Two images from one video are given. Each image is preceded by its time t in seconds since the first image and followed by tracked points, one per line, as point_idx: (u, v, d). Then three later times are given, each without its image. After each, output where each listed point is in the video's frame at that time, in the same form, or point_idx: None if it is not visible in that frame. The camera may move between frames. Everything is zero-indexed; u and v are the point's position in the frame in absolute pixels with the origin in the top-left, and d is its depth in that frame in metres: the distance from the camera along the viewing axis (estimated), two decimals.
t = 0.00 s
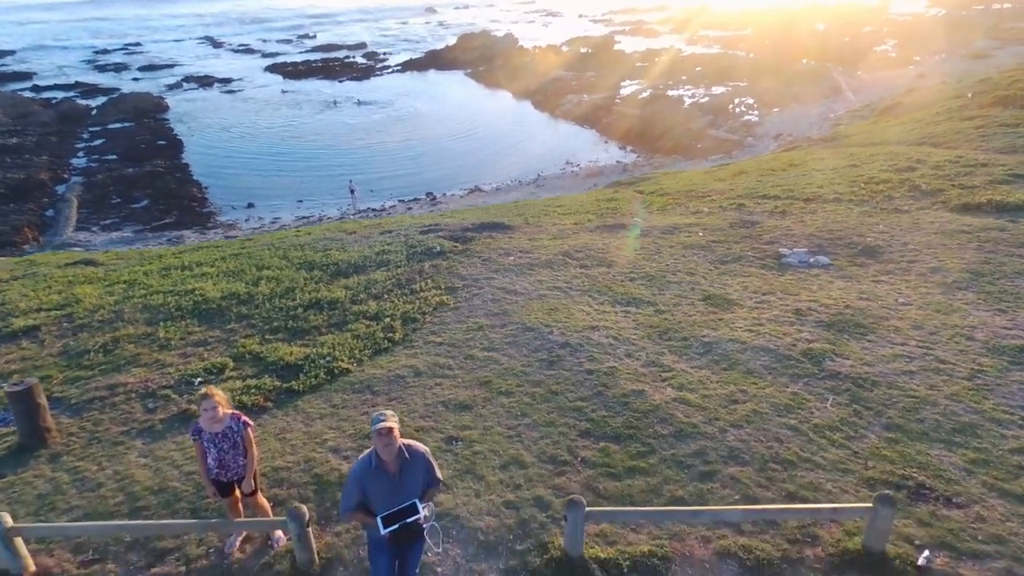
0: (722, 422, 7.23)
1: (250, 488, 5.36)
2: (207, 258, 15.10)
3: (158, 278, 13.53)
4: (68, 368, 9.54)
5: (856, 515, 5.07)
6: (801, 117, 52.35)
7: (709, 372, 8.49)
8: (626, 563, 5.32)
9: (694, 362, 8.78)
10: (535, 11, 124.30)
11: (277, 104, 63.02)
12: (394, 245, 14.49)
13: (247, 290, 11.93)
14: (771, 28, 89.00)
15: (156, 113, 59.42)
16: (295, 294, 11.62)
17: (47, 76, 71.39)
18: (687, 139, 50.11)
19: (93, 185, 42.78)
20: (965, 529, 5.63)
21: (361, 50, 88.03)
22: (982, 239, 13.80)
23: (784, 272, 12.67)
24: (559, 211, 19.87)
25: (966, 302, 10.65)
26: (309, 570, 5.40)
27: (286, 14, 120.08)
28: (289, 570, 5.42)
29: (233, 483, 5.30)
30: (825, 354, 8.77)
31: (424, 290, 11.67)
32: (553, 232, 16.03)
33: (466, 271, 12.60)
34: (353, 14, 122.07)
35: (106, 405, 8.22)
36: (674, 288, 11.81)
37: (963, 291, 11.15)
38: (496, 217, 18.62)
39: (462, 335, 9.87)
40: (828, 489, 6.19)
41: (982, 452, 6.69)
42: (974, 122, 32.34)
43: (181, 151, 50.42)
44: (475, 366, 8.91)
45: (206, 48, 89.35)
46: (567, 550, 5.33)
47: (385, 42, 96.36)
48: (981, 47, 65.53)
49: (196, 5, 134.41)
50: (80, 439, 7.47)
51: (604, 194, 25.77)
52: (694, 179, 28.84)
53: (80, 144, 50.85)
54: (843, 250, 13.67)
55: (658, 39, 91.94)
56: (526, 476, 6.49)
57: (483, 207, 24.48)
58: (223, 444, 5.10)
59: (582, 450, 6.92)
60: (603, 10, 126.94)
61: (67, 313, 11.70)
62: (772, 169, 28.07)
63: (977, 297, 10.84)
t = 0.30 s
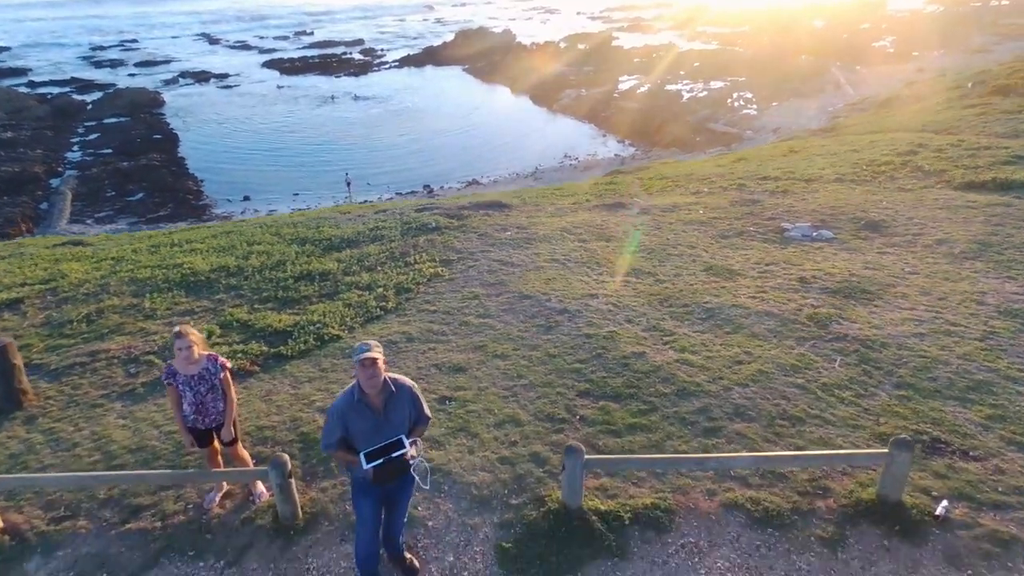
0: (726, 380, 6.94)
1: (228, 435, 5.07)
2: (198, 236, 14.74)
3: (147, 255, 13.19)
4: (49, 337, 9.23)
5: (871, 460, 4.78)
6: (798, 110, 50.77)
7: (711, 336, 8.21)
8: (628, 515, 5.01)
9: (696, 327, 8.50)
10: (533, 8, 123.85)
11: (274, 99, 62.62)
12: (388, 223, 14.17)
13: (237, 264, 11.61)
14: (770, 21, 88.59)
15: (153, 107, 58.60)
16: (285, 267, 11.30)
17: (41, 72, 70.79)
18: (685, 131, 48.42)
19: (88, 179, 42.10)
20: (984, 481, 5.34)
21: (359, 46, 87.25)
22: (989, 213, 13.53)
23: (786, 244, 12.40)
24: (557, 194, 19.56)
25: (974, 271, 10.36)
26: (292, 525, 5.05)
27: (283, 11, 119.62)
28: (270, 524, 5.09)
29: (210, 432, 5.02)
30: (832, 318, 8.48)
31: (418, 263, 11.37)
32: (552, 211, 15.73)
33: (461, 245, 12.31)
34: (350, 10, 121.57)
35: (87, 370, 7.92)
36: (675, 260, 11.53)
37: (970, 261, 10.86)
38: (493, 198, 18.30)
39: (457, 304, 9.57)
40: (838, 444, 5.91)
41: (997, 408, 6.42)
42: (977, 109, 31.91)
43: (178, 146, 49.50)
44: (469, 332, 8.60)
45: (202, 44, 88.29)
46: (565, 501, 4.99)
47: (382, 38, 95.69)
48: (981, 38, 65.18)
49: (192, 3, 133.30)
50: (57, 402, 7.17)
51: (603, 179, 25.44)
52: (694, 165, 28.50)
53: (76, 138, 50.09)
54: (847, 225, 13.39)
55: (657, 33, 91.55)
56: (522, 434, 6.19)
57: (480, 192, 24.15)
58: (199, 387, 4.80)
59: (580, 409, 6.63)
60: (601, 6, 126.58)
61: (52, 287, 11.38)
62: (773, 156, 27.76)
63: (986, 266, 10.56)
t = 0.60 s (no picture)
0: (730, 341, 6.71)
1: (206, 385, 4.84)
2: (189, 216, 14.40)
3: (136, 233, 12.88)
4: (31, 308, 8.95)
5: (884, 405, 4.54)
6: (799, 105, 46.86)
7: (713, 301, 7.96)
8: (629, 467, 4.74)
9: (698, 293, 8.25)
10: (529, 6, 123.36)
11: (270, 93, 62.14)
12: (383, 202, 13.84)
13: (226, 240, 11.30)
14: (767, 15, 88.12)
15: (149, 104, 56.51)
16: (276, 241, 11.02)
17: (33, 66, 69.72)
18: (684, 124, 44.64)
19: (83, 171, 39.11)
20: (1002, 433, 5.09)
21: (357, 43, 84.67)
22: (995, 190, 13.24)
23: (788, 220, 12.16)
24: (555, 178, 19.22)
25: (982, 242, 10.09)
26: (275, 479, 4.80)
27: (278, 7, 118.61)
28: (251, 478, 4.83)
29: (187, 380, 4.77)
30: (838, 284, 8.22)
31: (412, 237, 11.10)
32: (550, 191, 15.44)
33: (457, 221, 12.06)
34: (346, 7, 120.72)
35: (69, 337, 7.64)
36: (676, 234, 11.27)
37: (978, 233, 10.57)
38: (489, 181, 17.96)
39: (452, 275, 9.29)
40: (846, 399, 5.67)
41: (1013, 365, 6.17)
42: (972, 100, 31.32)
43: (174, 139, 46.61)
44: (463, 300, 8.32)
45: (199, 42, 85.97)
46: (562, 454, 4.75)
47: (378, 33, 95.04)
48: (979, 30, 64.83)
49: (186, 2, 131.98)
50: (36, 366, 6.92)
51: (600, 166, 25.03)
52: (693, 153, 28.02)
53: (71, 132, 47.66)
54: (850, 202, 13.12)
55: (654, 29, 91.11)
56: (518, 392, 5.93)
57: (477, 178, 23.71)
58: (176, 329, 4.56)
59: (578, 369, 6.38)
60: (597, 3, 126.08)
61: (37, 263, 11.09)
62: (774, 143, 27.31)
63: (993, 238, 10.31)
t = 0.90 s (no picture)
0: (734, 299, 6.47)
1: (184, 328, 4.59)
2: (179, 196, 14.03)
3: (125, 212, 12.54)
4: (12, 278, 8.64)
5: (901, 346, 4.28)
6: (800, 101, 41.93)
7: (716, 265, 7.71)
8: (630, 416, 4.47)
9: (700, 258, 7.99)
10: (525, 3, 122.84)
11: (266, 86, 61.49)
12: (377, 181, 13.52)
13: (216, 215, 10.97)
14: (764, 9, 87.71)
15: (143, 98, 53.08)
16: (267, 215, 10.72)
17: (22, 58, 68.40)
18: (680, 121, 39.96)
19: (76, 166, 36.05)
20: None
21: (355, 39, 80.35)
22: (1001, 165, 12.98)
23: (791, 194, 11.92)
24: (551, 161, 18.86)
25: (991, 212, 9.83)
26: (255, 429, 4.53)
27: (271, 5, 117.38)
28: (231, 430, 4.55)
29: (163, 323, 4.52)
30: (845, 249, 7.97)
31: (407, 211, 10.84)
32: (547, 171, 15.12)
33: (452, 197, 11.78)
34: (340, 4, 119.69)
35: (48, 303, 7.34)
36: (675, 208, 11.02)
37: (986, 205, 10.32)
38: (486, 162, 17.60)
39: (446, 245, 9.01)
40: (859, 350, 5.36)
41: None
42: (971, 92, 30.31)
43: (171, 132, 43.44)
44: (458, 266, 8.04)
45: (194, 37, 83.78)
46: (559, 401, 4.48)
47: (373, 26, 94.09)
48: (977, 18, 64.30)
49: None
50: (11, 329, 6.65)
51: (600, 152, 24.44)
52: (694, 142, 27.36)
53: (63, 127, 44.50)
54: (853, 179, 12.88)
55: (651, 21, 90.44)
56: (514, 348, 5.67)
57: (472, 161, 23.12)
58: (151, 266, 4.30)
59: (576, 327, 6.12)
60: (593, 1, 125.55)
61: (21, 239, 10.78)
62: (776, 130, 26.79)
63: (1001, 208, 10.07)
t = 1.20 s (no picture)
0: (740, 256, 6.20)
1: (165, 262, 4.35)
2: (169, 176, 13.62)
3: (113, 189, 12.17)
4: None
5: (923, 279, 4.02)
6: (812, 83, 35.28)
7: (720, 227, 7.43)
8: (634, 358, 4.21)
9: (704, 222, 7.71)
10: None
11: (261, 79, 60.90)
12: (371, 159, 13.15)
13: (205, 189, 10.60)
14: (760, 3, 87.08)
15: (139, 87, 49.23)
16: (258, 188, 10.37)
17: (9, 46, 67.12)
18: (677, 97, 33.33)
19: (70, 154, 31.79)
20: None
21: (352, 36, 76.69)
22: (1008, 139, 12.67)
23: (795, 168, 11.60)
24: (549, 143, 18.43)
25: (1001, 181, 9.54)
26: (236, 374, 4.25)
27: None
28: (210, 375, 4.28)
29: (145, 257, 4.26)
30: (854, 212, 7.68)
31: (402, 184, 10.52)
32: (545, 151, 14.75)
33: (448, 172, 11.42)
34: None
35: (26, 267, 7.04)
36: (677, 180, 10.73)
37: (996, 175, 10.03)
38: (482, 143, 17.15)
39: (442, 213, 8.69)
40: (875, 299, 5.05)
41: None
42: (967, 67, 28.56)
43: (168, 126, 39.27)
44: (453, 231, 7.75)
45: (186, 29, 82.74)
46: (558, 343, 4.19)
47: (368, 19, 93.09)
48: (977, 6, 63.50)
49: None
50: None
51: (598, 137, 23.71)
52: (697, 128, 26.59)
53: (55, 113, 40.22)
54: (858, 155, 12.57)
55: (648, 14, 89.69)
56: (511, 300, 5.39)
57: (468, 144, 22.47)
58: (128, 196, 4.04)
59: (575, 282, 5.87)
60: None
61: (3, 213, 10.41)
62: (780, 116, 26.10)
63: (1011, 177, 9.79)
